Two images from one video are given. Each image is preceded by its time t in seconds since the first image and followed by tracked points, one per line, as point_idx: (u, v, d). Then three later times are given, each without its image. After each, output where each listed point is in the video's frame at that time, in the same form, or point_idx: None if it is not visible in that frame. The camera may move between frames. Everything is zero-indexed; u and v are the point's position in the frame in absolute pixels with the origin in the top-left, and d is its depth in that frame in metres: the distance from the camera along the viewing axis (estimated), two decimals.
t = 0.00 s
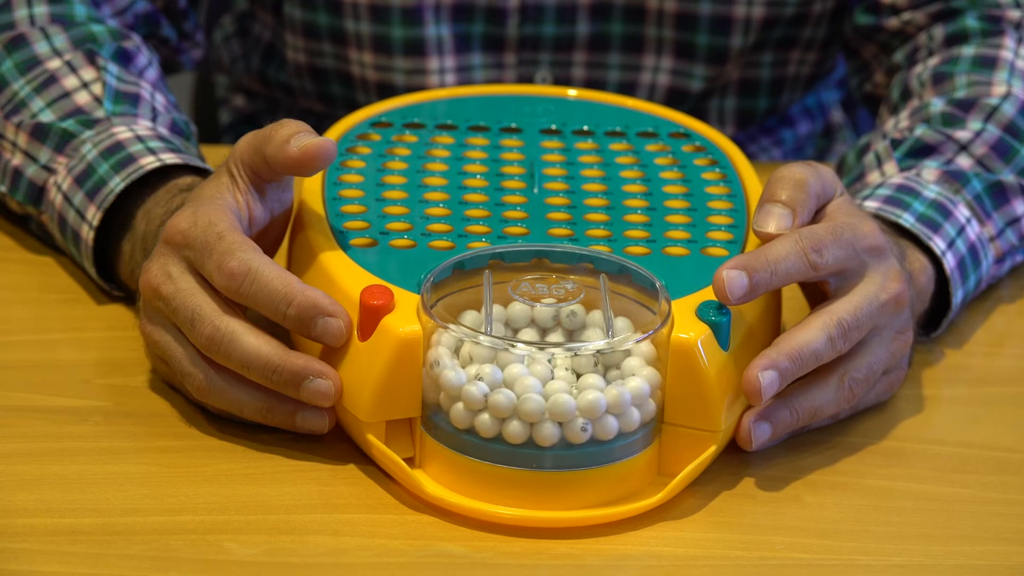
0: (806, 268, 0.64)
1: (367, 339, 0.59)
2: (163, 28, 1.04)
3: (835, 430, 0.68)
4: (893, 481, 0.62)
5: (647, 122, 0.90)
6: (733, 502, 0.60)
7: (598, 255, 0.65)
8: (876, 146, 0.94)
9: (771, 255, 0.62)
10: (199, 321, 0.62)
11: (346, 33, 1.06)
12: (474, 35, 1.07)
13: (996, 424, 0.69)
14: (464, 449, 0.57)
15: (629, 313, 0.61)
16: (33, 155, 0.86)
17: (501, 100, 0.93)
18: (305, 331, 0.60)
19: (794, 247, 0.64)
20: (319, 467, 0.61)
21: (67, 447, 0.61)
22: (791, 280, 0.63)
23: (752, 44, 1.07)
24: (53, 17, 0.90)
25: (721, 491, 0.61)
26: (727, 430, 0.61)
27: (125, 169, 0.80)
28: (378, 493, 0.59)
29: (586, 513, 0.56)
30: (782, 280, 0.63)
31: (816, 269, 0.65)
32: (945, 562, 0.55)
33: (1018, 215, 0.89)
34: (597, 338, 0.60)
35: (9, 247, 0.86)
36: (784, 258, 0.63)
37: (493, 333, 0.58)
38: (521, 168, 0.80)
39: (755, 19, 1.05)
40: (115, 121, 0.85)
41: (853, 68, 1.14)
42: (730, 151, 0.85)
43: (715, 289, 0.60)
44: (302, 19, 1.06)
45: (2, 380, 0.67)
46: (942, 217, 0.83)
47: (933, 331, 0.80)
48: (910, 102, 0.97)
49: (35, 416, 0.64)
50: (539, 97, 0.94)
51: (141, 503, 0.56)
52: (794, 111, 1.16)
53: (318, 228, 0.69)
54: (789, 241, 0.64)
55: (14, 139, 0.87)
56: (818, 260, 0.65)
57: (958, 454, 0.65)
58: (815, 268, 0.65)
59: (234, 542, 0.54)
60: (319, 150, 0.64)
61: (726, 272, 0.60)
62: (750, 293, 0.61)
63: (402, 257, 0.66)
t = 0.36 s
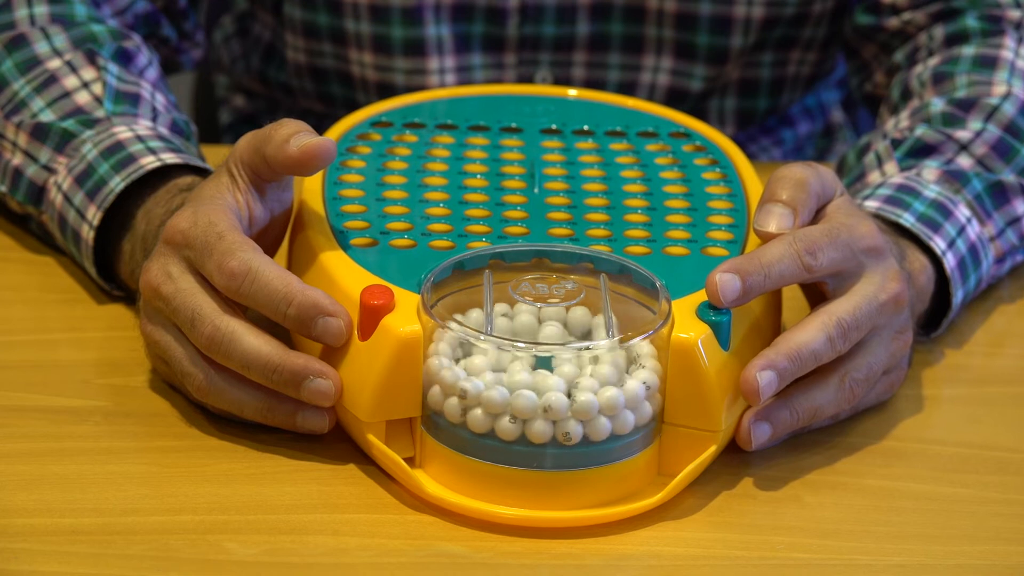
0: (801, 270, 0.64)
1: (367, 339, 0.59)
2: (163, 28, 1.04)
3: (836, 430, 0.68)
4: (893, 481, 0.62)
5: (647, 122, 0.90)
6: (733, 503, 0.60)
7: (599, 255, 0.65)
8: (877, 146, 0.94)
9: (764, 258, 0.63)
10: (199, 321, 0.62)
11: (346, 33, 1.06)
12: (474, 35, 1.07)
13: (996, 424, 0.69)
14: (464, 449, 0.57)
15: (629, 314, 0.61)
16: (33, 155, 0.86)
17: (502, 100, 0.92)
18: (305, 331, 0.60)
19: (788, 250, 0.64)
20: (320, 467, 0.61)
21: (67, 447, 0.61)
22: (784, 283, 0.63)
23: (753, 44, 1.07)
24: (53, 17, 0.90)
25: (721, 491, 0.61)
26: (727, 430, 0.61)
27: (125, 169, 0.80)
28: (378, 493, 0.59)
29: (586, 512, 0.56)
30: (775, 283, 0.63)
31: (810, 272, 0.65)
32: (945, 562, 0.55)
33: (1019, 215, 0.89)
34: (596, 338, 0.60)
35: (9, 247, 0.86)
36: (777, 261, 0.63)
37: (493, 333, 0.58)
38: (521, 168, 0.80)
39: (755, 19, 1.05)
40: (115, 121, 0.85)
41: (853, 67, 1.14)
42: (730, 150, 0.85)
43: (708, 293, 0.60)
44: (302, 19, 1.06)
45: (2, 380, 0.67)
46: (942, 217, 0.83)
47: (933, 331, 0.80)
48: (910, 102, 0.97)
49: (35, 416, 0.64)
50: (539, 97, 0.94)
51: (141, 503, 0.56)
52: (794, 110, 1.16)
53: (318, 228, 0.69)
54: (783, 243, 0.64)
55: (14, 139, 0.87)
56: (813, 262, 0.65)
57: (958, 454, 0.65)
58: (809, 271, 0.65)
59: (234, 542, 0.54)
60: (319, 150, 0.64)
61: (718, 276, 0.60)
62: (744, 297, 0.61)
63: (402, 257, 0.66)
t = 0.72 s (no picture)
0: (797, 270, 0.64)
1: (367, 339, 0.59)
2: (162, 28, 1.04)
3: (836, 430, 0.68)
4: (893, 481, 0.62)
5: (647, 122, 0.90)
6: (733, 503, 0.60)
7: (599, 255, 0.65)
8: (877, 146, 0.94)
9: (759, 256, 0.63)
10: (199, 321, 0.62)
11: (346, 33, 1.06)
12: (474, 35, 1.07)
13: (996, 424, 0.69)
14: (464, 448, 0.57)
15: (629, 314, 0.62)
16: (33, 155, 0.86)
17: (502, 100, 0.92)
18: (305, 330, 0.60)
19: (780, 248, 0.64)
20: (320, 467, 0.61)
21: (67, 447, 0.61)
22: (778, 281, 0.63)
23: (753, 44, 1.07)
24: (53, 17, 0.90)
25: (721, 491, 0.61)
26: (727, 430, 0.61)
27: (125, 169, 0.80)
28: (378, 493, 0.59)
29: (586, 512, 0.56)
30: (768, 281, 0.63)
31: (803, 271, 0.65)
32: (945, 563, 0.55)
33: (1019, 215, 0.89)
34: (596, 338, 0.60)
35: (9, 248, 0.86)
36: (769, 259, 0.63)
37: (494, 333, 0.58)
38: (521, 168, 0.80)
39: (755, 19, 1.05)
40: (115, 121, 0.85)
41: (853, 67, 1.14)
42: (730, 150, 0.85)
43: (702, 289, 0.60)
44: (302, 19, 1.06)
45: (2, 380, 0.67)
46: (942, 217, 0.83)
47: (933, 330, 0.80)
48: (910, 102, 0.97)
49: (35, 416, 0.64)
50: (539, 97, 0.94)
51: (141, 503, 0.56)
52: (794, 110, 1.16)
53: (318, 228, 0.69)
54: (775, 242, 0.64)
55: (14, 139, 0.87)
56: (808, 261, 0.65)
57: (958, 454, 0.65)
58: (802, 270, 0.65)
59: (234, 542, 0.54)
60: (319, 149, 0.64)
61: (711, 273, 0.60)
62: (737, 293, 0.61)
63: (402, 257, 0.66)
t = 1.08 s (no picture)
0: (797, 273, 0.64)
1: (367, 339, 0.59)
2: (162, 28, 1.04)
3: (836, 430, 0.68)
4: (893, 481, 0.62)
5: (647, 122, 0.90)
6: (733, 503, 0.60)
7: (599, 255, 0.65)
8: (877, 146, 0.94)
9: (759, 261, 0.63)
10: (199, 321, 0.62)
11: (346, 34, 1.06)
12: (474, 35, 1.07)
13: (996, 424, 0.69)
14: (464, 449, 0.57)
15: (630, 314, 0.61)
16: (33, 155, 0.86)
17: (502, 100, 0.92)
18: (305, 330, 0.60)
19: (783, 252, 0.64)
20: (320, 468, 0.61)
21: (67, 447, 0.61)
22: (779, 286, 0.63)
23: (753, 44, 1.07)
24: (53, 17, 0.90)
25: (720, 491, 0.61)
26: (728, 430, 0.61)
27: (125, 169, 0.80)
28: (378, 493, 0.59)
29: (586, 512, 0.56)
30: (770, 286, 0.63)
31: (805, 275, 0.65)
32: (945, 562, 0.55)
33: (1019, 214, 0.89)
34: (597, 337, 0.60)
35: (9, 248, 0.86)
36: (772, 264, 0.63)
37: (494, 333, 0.59)
38: (521, 168, 0.80)
39: (755, 19, 1.05)
40: (115, 121, 0.85)
41: (853, 67, 1.14)
42: (730, 150, 0.85)
43: (704, 295, 0.60)
44: (302, 19, 1.06)
45: (2, 380, 0.67)
46: (942, 217, 0.83)
47: (933, 330, 0.80)
48: (910, 102, 0.97)
49: (35, 416, 0.64)
50: (539, 97, 0.94)
51: (141, 503, 0.56)
52: (794, 110, 1.16)
53: (318, 228, 0.69)
54: (778, 246, 0.64)
55: (14, 139, 0.87)
56: (807, 264, 0.65)
57: (958, 454, 0.65)
58: (805, 273, 0.65)
59: (234, 542, 0.54)
60: (319, 149, 0.64)
61: (715, 279, 0.60)
62: (739, 300, 0.61)
63: (402, 257, 0.66)
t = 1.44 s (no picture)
0: (797, 273, 0.64)
1: (367, 339, 0.59)
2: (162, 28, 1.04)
3: (836, 430, 0.68)
4: (893, 481, 0.62)
5: (648, 122, 0.90)
6: (733, 502, 0.60)
7: (599, 255, 0.65)
8: (877, 146, 0.94)
9: (759, 262, 0.63)
10: (199, 321, 0.62)
11: (346, 34, 1.06)
12: (474, 35, 1.07)
13: (996, 424, 0.69)
14: (464, 449, 0.57)
15: (629, 314, 0.62)
16: (33, 155, 0.86)
17: (502, 100, 0.93)
18: (306, 330, 0.60)
19: (784, 253, 0.64)
20: (320, 467, 0.61)
21: (67, 447, 0.61)
22: (780, 286, 0.63)
23: (753, 44, 1.07)
24: (53, 17, 0.90)
25: (720, 491, 0.61)
26: (728, 430, 0.61)
27: (125, 169, 0.80)
28: (378, 493, 0.59)
29: (586, 512, 0.56)
30: (771, 287, 0.63)
31: (806, 275, 0.65)
32: (945, 562, 0.55)
33: (1019, 214, 0.89)
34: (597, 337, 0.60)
35: (9, 248, 0.86)
36: (773, 264, 0.63)
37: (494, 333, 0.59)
38: (521, 168, 0.80)
39: (755, 19, 1.05)
40: (116, 121, 0.85)
41: (853, 67, 1.14)
42: (730, 150, 0.85)
43: (705, 295, 0.60)
44: (302, 19, 1.06)
45: (2, 380, 0.67)
46: (942, 216, 0.83)
47: (933, 330, 0.80)
48: (910, 102, 0.97)
49: (35, 416, 0.64)
50: (539, 97, 0.94)
51: (141, 503, 0.56)
52: (793, 110, 1.16)
53: (318, 228, 0.69)
54: (779, 247, 0.64)
55: (14, 139, 0.87)
56: (808, 265, 0.65)
57: (958, 454, 0.65)
58: (806, 274, 0.65)
59: (234, 542, 0.54)
60: (319, 149, 0.64)
61: (716, 278, 0.60)
62: (739, 300, 0.61)
63: (402, 257, 0.66)
